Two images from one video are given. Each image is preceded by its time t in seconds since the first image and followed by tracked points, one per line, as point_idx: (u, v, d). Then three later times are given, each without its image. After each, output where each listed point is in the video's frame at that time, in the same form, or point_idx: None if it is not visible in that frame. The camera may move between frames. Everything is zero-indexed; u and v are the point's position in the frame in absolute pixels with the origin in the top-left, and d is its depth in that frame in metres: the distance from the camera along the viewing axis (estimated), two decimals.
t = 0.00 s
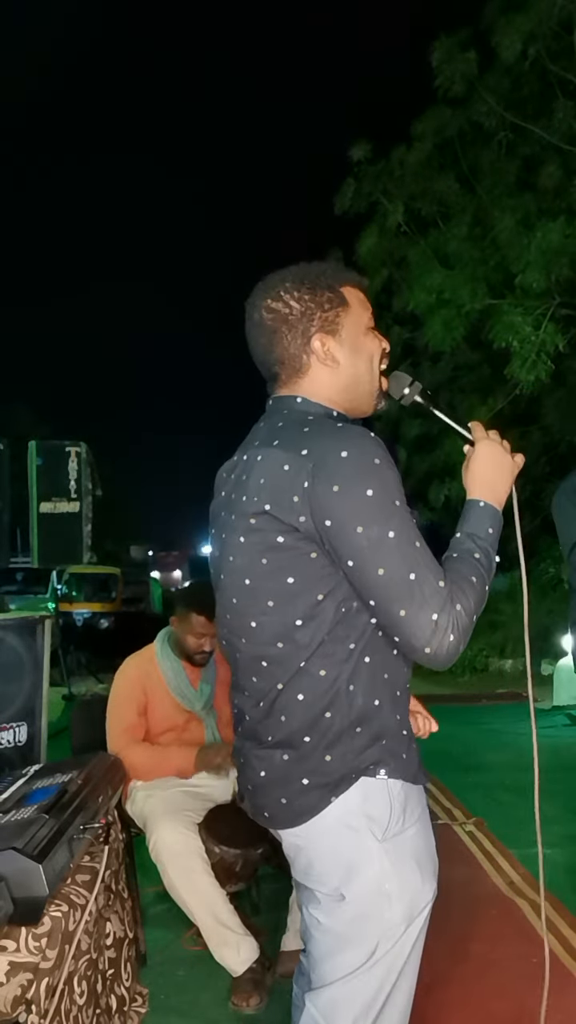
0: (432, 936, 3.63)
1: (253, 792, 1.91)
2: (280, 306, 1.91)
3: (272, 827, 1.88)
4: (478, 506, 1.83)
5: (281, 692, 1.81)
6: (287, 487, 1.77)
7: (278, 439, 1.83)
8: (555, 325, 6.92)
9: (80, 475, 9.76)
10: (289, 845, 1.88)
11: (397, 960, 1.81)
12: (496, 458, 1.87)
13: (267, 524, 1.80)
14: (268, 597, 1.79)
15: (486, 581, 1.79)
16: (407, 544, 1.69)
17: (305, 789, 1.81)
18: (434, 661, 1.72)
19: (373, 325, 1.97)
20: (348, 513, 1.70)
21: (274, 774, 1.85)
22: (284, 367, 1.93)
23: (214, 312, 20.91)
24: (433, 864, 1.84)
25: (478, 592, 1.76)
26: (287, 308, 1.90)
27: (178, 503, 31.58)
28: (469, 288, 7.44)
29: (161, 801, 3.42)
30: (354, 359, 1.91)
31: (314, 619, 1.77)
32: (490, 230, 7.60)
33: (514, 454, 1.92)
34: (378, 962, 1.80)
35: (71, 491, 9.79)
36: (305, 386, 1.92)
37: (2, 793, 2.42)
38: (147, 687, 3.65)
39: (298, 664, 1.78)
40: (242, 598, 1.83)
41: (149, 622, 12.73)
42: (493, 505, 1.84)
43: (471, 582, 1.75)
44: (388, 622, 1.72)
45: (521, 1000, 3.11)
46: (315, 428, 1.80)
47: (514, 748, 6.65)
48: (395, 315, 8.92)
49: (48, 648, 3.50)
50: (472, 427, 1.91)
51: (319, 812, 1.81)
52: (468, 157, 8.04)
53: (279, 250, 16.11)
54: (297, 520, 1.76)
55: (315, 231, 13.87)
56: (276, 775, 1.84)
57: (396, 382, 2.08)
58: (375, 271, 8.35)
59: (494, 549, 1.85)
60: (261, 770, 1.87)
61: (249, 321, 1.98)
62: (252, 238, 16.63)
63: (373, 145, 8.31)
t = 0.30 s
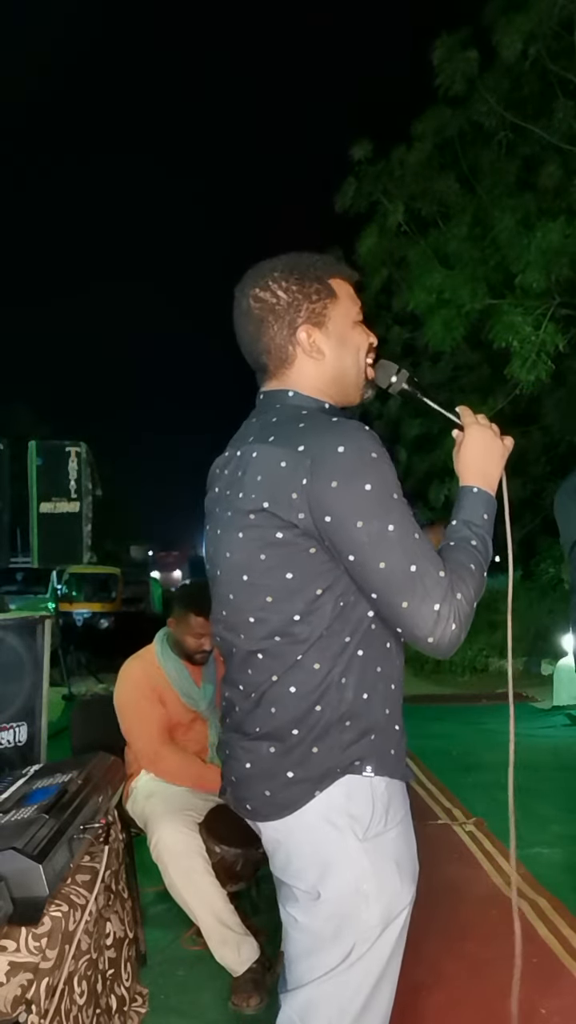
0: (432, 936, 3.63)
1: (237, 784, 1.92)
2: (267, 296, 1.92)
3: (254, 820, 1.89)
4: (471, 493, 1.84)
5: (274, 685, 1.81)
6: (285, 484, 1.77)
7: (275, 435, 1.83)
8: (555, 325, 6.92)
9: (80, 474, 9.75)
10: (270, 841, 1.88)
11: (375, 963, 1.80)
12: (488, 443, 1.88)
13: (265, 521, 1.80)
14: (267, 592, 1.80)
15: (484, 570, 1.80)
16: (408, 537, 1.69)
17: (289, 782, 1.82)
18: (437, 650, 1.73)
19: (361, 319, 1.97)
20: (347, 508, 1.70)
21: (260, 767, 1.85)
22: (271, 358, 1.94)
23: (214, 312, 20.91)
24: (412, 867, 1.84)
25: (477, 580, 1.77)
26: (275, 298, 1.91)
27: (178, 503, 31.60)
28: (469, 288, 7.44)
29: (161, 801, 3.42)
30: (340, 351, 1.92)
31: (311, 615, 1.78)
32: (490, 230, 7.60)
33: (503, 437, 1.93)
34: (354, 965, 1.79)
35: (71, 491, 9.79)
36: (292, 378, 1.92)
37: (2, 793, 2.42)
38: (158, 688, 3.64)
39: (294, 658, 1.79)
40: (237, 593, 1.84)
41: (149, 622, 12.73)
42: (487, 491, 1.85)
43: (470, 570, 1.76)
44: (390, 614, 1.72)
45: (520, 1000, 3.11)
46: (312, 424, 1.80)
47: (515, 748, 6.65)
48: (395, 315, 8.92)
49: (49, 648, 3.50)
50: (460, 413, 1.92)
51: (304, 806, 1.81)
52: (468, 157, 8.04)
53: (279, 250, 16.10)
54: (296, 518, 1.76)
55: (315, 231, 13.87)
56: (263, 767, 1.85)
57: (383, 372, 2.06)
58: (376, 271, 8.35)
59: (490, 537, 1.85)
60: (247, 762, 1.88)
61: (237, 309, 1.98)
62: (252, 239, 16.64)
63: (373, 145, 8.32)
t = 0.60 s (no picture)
0: (432, 936, 3.62)
1: (238, 786, 1.92)
2: (256, 306, 1.95)
3: (256, 821, 1.89)
4: (460, 502, 1.84)
5: (263, 692, 1.82)
6: (262, 496, 1.78)
7: (256, 445, 1.84)
8: (555, 325, 6.91)
9: (80, 474, 9.75)
10: (273, 838, 1.89)
11: (379, 957, 1.81)
12: (481, 450, 1.87)
13: (245, 531, 1.81)
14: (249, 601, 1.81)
15: (467, 582, 1.78)
16: (382, 549, 1.68)
17: (287, 784, 1.82)
18: (410, 662, 1.72)
19: (355, 323, 1.98)
20: (321, 520, 1.70)
21: (258, 770, 1.86)
22: (263, 368, 1.97)
23: (213, 312, 20.92)
24: (414, 861, 1.84)
25: (458, 593, 1.75)
26: (264, 307, 1.94)
27: (178, 503, 31.61)
28: (469, 288, 7.44)
29: (161, 801, 3.42)
30: (332, 358, 1.93)
31: (294, 622, 1.78)
32: (490, 230, 7.60)
33: (500, 445, 1.91)
34: (358, 959, 1.80)
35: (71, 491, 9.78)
36: (284, 386, 1.95)
37: (1, 793, 2.42)
38: (150, 688, 3.64)
39: (278, 665, 1.79)
40: (225, 601, 1.85)
41: (149, 622, 12.73)
42: (476, 500, 1.84)
43: (450, 583, 1.75)
44: (369, 626, 1.72)
45: (520, 1001, 3.10)
46: (290, 434, 1.81)
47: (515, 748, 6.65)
48: (395, 315, 8.91)
49: (49, 649, 3.51)
50: (458, 417, 1.91)
51: (301, 808, 1.82)
52: (468, 157, 8.03)
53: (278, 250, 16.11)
54: (271, 528, 1.78)
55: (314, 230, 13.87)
56: (261, 770, 1.85)
57: (381, 374, 2.06)
58: (375, 271, 8.35)
59: (477, 548, 1.84)
60: (246, 764, 1.88)
61: (232, 318, 2.01)
62: (251, 238, 16.64)
63: (373, 145, 8.32)
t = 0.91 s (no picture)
0: (432, 936, 3.62)
1: (230, 784, 1.96)
2: (255, 316, 1.99)
3: (244, 816, 1.93)
4: (454, 501, 1.84)
5: (247, 688, 1.86)
6: (243, 493, 1.84)
7: (243, 444, 1.90)
8: (555, 325, 6.91)
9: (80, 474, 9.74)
10: (264, 836, 1.92)
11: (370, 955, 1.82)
12: (479, 451, 1.88)
13: (229, 528, 1.87)
14: (232, 596, 1.86)
15: (454, 580, 1.77)
16: (359, 544, 1.69)
17: (272, 782, 1.85)
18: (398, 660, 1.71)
19: (355, 326, 1.99)
20: (295, 516, 1.73)
21: (246, 767, 1.89)
22: (264, 375, 2.01)
23: (213, 312, 20.91)
24: (404, 861, 1.84)
25: (442, 590, 1.73)
26: (261, 316, 1.98)
27: (177, 504, 31.60)
28: (469, 288, 7.44)
29: (161, 801, 3.42)
30: (329, 361, 1.94)
31: (274, 619, 1.81)
32: (490, 230, 7.59)
33: (502, 448, 1.91)
34: (348, 958, 1.81)
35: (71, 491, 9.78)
36: (284, 391, 1.97)
37: (1, 793, 2.42)
38: (147, 688, 3.66)
39: (260, 662, 1.83)
40: (214, 597, 1.91)
41: (149, 622, 12.72)
42: (470, 499, 1.84)
43: (432, 579, 1.73)
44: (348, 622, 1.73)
45: (520, 1001, 3.10)
46: (274, 432, 1.85)
47: (515, 748, 6.65)
48: (395, 315, 8.91)
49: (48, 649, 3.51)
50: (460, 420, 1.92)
51: (285, 805, 1.84)
52: (468, 157, 8.02)
53: (278, 249, 16.10)
54: (251, 525, 1.82)
55: (314, 230, 13.85)
56: (249, 767, 1.88)
57: (381, 381, 2.11)
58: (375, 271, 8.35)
59: (470, 547, 1.82)
60: (236, 762, 1.91)
61: (236, 327, 2.06)
62: (251, 238, 16.62)
63: (373, 145, 8.32)
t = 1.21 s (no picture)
0: (433, 936, 3.62)
1: (227, 775, 2.05)
2: (255, 317, 2.07)
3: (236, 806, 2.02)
4: (453, 480, 1.89)
5: (245, 675, 1.95)
6: (243, 483, 1.95)
7: (244, 437, 2.01)
8: (555, 325, 6.92)
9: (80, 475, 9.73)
10: (255, 830, 2.01)
11: (357, 955, 1.89)
12: (477, 431, 1.92)
13: (230, 518, 1.98)
14: (232, 584, 1.96)
15: (454, 557, 1.80)
16: (355, 527, 1.77)
17: (262, 773, 1.93)
18: (405, 638, 1.77)
19: (352, 326, 2.04)
20: (293, 502, 1.82)
21: (240, 757, 1.98)
22: (264, 373, 2.08)
23: (214, 312, 20.88)
24: (391, 863, 1.90)
25: (442, 568, 1.77)
26: (261, 317, 2.05)
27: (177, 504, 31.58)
28: (469, 288, 7.45)
29: (160, 801, 3.42)
30: (325, 360, 2.00)
31: (270, 608, 1.91)
32: (490, 230, 7.59)
33: (501, 425, 1.95)
34: (334, 957, 1.88)
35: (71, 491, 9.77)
36: (281, 389, 2.04)
37: (1, 793, 2.42)
38: (148, 688, 3.64)
39: (257, 649, 1.93)
40: (217, 587, 2.01)
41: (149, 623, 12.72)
42: (469, 477, 1.89)
43: (431, 557, 1.78)
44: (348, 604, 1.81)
45: (520, 1001, 3.10)
46: (273, 423, 1.95)
47: (515, 748, 6.65)
48: (395, 315, 8.91)
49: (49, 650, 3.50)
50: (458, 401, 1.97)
51: (276, 796, 1.92)
52: (468, 157, 8.02)
53: (279, 249, 16.08)
54: (251, 514, 1.93)
55: (315, 230, 13.84)
56: (242, 758, 1.97)
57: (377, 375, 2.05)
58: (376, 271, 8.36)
59: (468, 527, 1.87)
60: (231, 752, 2.01)
61: (240, 327, 2.14)
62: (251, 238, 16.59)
63: (373, 145, 8.32)
